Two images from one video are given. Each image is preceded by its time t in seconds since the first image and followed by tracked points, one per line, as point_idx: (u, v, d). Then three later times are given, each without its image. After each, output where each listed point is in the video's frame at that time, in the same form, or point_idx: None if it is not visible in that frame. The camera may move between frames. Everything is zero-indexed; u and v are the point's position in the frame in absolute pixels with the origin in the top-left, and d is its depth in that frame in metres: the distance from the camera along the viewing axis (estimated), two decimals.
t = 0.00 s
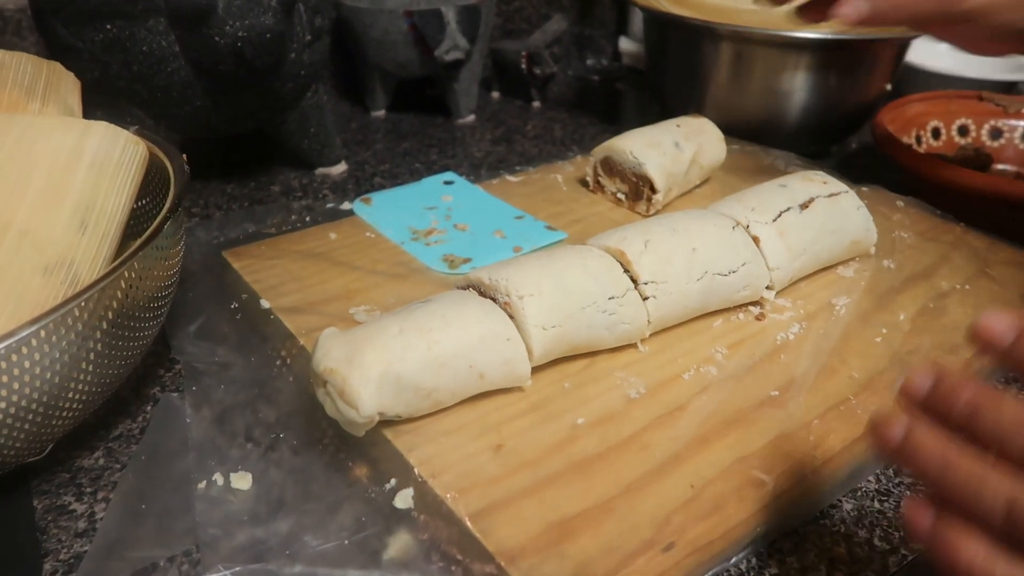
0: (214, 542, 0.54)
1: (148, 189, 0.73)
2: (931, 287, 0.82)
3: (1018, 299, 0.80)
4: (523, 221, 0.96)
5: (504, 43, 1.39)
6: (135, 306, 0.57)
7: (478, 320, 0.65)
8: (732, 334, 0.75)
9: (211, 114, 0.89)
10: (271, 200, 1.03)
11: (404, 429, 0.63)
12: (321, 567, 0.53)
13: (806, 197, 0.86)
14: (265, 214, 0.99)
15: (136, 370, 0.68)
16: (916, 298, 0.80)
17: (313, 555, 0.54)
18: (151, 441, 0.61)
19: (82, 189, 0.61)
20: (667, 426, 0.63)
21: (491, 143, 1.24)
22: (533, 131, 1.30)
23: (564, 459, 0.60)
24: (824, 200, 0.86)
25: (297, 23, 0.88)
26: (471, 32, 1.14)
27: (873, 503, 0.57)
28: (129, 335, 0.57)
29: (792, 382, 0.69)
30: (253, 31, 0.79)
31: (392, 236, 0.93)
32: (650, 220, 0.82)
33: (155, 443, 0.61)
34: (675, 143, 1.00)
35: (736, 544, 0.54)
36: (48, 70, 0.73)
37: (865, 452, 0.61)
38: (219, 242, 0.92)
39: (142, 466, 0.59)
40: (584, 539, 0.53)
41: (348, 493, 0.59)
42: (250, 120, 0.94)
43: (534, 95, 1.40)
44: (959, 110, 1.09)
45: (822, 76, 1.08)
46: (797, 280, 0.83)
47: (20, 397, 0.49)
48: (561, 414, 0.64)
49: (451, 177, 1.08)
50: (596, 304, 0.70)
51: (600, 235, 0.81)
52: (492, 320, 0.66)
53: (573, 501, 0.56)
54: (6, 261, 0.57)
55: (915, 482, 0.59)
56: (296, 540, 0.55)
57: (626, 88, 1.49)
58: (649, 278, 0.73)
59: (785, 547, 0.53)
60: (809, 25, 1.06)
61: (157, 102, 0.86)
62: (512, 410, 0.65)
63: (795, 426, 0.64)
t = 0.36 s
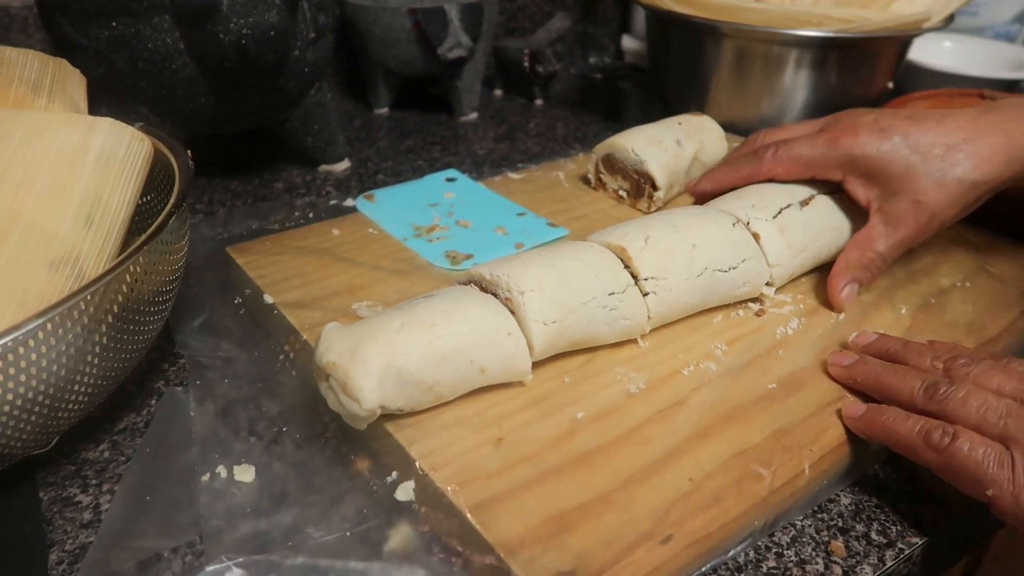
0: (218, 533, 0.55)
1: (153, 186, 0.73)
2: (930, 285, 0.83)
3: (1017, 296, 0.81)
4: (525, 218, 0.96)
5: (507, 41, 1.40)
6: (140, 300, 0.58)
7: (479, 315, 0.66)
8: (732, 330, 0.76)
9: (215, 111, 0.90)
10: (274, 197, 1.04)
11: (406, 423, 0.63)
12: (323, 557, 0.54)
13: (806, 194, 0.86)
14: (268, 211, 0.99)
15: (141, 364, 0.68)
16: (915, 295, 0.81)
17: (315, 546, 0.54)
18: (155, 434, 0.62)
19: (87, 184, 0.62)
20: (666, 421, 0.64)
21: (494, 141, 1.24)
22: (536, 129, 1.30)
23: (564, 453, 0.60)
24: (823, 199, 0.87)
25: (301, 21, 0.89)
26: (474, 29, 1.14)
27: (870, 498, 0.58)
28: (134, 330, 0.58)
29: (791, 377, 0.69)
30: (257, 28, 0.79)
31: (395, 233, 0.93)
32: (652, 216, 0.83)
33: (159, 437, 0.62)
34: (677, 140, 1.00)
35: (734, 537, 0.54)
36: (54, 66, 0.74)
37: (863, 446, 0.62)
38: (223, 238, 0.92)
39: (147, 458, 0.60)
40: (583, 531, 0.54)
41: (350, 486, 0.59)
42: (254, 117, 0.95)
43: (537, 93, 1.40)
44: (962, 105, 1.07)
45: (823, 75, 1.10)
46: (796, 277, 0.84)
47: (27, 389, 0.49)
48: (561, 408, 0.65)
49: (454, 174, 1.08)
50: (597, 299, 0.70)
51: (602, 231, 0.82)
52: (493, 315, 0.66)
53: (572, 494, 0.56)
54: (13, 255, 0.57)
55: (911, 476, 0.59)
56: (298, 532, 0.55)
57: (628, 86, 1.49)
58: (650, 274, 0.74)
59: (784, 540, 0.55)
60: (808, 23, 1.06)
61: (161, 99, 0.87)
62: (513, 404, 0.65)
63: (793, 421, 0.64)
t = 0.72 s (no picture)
0: (220, 529, 0.55)
1: (155, 185, 0.74)
2: (929, 283, 0.83)
3: (1015, 295, 0.81)
4: (525, 217, 0.96)
5: (508, 40, 1.40)
6: (143, 298, 0.58)
7: (479, 313, 0.66)
8: (731, 328, 0.76)
9: (217, 110, 0.90)
10: (276, 196, 1.04)
11: (406, 420, 0.64)
12: (325, 554, 0.54)
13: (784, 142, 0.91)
14: (270, 210, 1.00)
15: (143, 363, 0.69)
16: (914, 293, 0.81)
17: (317, 543, 0.55)
18: (158, 432, 0.63)
19: (90, 183, 0.62)
20: (665, 418, 0.64)
21: (495, 140, 1.25)
22: (537, 128, 1.31)
23: (563, 450, 0.61)
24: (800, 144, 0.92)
25: (303, 21, 0.89)
26: (475, 29, 1.15)
27: (867, 496, 0.58)
28: (137, 328, 0.58)
29: (789, 375, 0.69)
30: (259, 28, 0.80)
31: (396, 233, 0.94)
32: (651, 215, 0.83)
33: (161, 434, 0.63)
34: (676, 140, 1.01)
35: (732, 533, 0.55)
36: (57, 66, 0.75)
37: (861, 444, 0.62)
38: (225, 237, 0.93)
39: (150, 455, 0.60)
40: (581, 527, 0.54)
41: (352, 483, 0.60)
42: (256, 117, 0.95)
43: (538, 92, 1.40)
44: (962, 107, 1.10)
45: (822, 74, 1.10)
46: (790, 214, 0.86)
47: (30, 386, 0.50)
48: (561, 405, 0.65)
49: (455, 173, 1.09)
50: (596, 298, 0.70)
51: (601, 230, 0.82)
52: (493, 313, 0.67)
53: (572, 491, 0.57)
54: (16, 253, 0.58)
55: (908, 474, 0.60)
56: (300, 528, 0.56)
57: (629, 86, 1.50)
58: (649, 272, 0.74)
59: (781, 536, 0.55)
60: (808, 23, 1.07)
61: (164, 99, 0.87)
62: (512, 402, 0.66)
63: (791, 419, 0.64)
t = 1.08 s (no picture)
0: (222, 525, 0.56)
1: (157, 184, 0.74)
2: (927, 282, 0.83)
3: (1014, 293, 0.81)
4: (525, 216, 0.97)
5: (508, 40, 1.41)
6: (145, 296, 0.59)
7: (478, 311, 0.67)
8: (730, 326, 0.76)
9: (218, 110, 0.90)
10: (277, 195, 1.05)
11: (406, 417, 0.64)
12: (326, 550, 0.54)
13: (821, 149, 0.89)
14: (271, 209, 1.00)
15: (145, 361, 0.69)
16: (913, 291, 0.82)
17: (318, 538, 0.55)
18: (159, 429, 0.63)
19: (92, 182, 0.62)
20: (663, 415, 0.65)
21: (495, 140, 1.25)
22: (537, 128, 1.31)
23: (562, 446, 0.61)
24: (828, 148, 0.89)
25: (304, 21, 0.90)
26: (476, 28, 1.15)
27: (865, 492, 0.59)
28: (139, 325, 0.59)
29: (786, 373, 0.70)
30: (260, 28, 0.80)
31: (396, 232, 0.94)
32: (650, 214, 0.84)
33: (163, 431, 0.63)
34: (676, 139, 1.01)
35: (731, 529, 0.55)
36: (59, 66, 0.75)
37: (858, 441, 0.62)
38: (226, 236, 0.93)
39: (151, 452, 0.61)
40: (580, 523, 0.54)
41: (352, 480, 0.60)
42: (257, 116, 0.96)
43: (538, 92, 1.41)
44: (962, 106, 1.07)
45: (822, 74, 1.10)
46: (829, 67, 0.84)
47: (33, 383, 0.50)
48: (560, 402, 0.66)
49: (454, 173, 1.09)
50: (595, 296, 0.71)
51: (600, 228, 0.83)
52: (492, 310, 0.67)
53: (570, 488, 0.57)
54: (19, 251, 0.58)
55: (906, 472, 0.60)
56: (300, 525, 0.56)
57: (629, 86, 1.50)
58: (648, 271, 0.74)
59: (779, 533, 0.55)
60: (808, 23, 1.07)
61: (165, 98, 0.87)
62: (511, 399, 0.66)
63: (789, 416, 0.65)
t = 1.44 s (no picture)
0: (220, 523, 0.56)
1: (156, 184, 0.75)
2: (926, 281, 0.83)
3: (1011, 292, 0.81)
4: (523, 216, 0.97)
5: (508, 40, 1.41)
6: (143, 294, 0.59)
7: (475, 309, 0.67)
8: (728, 325, 0.76)
9: (217, 109, 0.90)
10: (276, 194, 1.05)
11: (404, 415, 0.64)
12: (323, 547, 0.54)
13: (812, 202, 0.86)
14: (270, 208, 1.00)
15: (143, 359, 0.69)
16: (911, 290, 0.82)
17: (315, 536, 0.55)
18: (157, 428, 0.63)
19: (90, 181, 0.62)
20: (660, 413, 0.65)
21: (495, 139, 1.25)
22: (536, 128, 1.31)
23: (560, 444, 0.61)
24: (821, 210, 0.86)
25: (303, 20, 0.90)
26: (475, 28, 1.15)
27: (862, 490, 0.59)
28: (137, 323, 0.59)
29: (784, 372, 0.70)
30: (259, 27, 0.80)
31: (395, 231, 0.94)
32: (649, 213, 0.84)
33: (160, 429, 0.63)
34: (674, 139, 1.01)
35: (728, 528, 0.55)
36: (58, 65, 0.75)
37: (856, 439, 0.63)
38: (225, 235, 0.93)
39: (149, 450, 0.61)
40: (578, 521, 0.54)
41: (350, 478, 0.60)
42: (256, 116, 0.96)
43: (537, 92, 1.41)
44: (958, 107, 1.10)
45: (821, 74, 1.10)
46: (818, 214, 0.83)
47: (30, 381, 0.50)
48: (557, 400, 0.66)
49: (452, 172, 1.09)
50: (593, 295, 0.71)
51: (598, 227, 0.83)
52: (489, 309, 0.67)
53: (567, 486, 0.57)
54: (17, 250, 0.58)
55: (903, 470, 0.60)
56: (297, 523, 0.56)
57: (628, 85, 1.50)
58: (646, 269, 0.74)
59: (777, 531, 0.55)
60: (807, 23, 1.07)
61: (164, 97, 0.87)
62: (509, 397, 0.66)
63: (788, 414, 0.65)
